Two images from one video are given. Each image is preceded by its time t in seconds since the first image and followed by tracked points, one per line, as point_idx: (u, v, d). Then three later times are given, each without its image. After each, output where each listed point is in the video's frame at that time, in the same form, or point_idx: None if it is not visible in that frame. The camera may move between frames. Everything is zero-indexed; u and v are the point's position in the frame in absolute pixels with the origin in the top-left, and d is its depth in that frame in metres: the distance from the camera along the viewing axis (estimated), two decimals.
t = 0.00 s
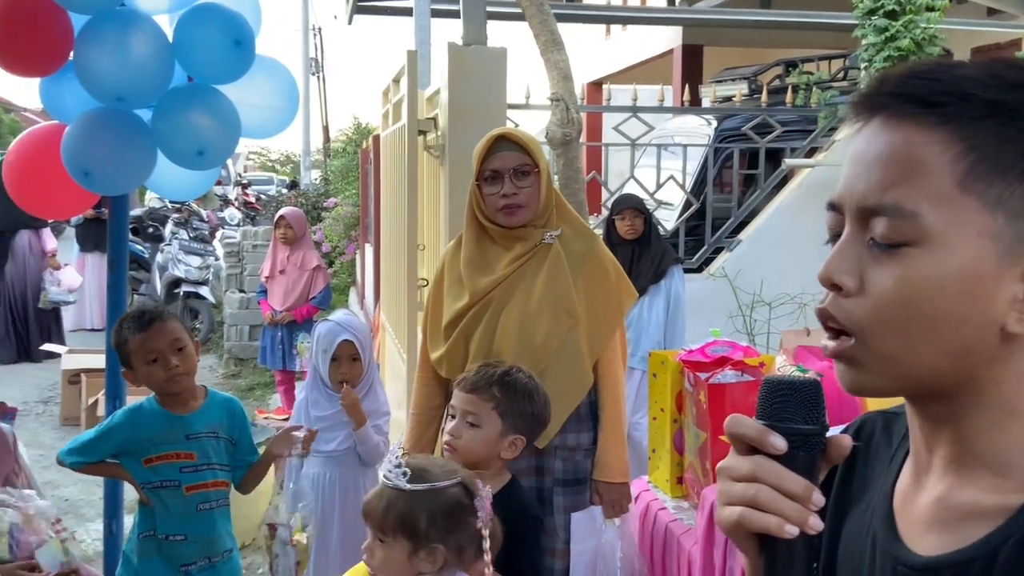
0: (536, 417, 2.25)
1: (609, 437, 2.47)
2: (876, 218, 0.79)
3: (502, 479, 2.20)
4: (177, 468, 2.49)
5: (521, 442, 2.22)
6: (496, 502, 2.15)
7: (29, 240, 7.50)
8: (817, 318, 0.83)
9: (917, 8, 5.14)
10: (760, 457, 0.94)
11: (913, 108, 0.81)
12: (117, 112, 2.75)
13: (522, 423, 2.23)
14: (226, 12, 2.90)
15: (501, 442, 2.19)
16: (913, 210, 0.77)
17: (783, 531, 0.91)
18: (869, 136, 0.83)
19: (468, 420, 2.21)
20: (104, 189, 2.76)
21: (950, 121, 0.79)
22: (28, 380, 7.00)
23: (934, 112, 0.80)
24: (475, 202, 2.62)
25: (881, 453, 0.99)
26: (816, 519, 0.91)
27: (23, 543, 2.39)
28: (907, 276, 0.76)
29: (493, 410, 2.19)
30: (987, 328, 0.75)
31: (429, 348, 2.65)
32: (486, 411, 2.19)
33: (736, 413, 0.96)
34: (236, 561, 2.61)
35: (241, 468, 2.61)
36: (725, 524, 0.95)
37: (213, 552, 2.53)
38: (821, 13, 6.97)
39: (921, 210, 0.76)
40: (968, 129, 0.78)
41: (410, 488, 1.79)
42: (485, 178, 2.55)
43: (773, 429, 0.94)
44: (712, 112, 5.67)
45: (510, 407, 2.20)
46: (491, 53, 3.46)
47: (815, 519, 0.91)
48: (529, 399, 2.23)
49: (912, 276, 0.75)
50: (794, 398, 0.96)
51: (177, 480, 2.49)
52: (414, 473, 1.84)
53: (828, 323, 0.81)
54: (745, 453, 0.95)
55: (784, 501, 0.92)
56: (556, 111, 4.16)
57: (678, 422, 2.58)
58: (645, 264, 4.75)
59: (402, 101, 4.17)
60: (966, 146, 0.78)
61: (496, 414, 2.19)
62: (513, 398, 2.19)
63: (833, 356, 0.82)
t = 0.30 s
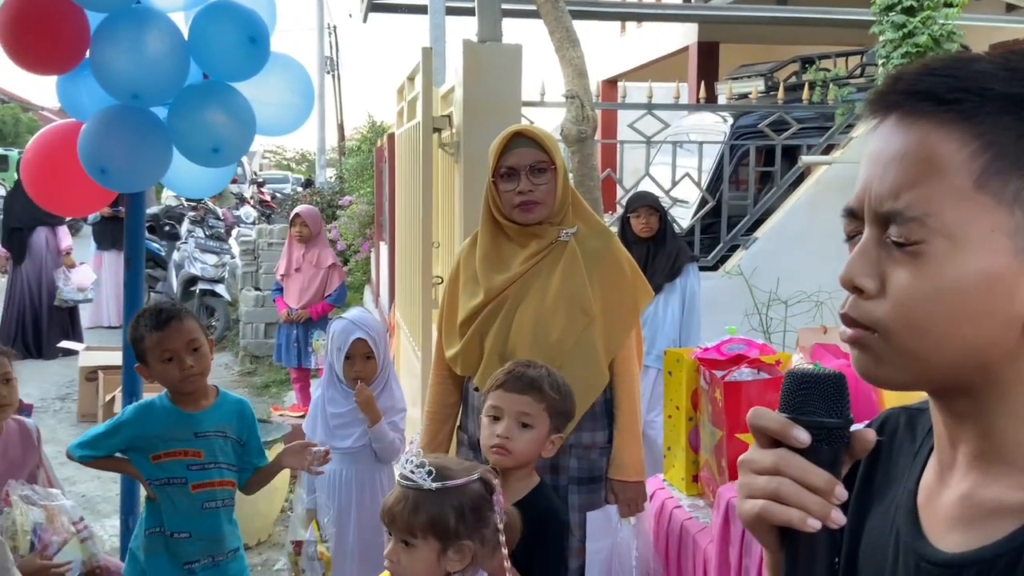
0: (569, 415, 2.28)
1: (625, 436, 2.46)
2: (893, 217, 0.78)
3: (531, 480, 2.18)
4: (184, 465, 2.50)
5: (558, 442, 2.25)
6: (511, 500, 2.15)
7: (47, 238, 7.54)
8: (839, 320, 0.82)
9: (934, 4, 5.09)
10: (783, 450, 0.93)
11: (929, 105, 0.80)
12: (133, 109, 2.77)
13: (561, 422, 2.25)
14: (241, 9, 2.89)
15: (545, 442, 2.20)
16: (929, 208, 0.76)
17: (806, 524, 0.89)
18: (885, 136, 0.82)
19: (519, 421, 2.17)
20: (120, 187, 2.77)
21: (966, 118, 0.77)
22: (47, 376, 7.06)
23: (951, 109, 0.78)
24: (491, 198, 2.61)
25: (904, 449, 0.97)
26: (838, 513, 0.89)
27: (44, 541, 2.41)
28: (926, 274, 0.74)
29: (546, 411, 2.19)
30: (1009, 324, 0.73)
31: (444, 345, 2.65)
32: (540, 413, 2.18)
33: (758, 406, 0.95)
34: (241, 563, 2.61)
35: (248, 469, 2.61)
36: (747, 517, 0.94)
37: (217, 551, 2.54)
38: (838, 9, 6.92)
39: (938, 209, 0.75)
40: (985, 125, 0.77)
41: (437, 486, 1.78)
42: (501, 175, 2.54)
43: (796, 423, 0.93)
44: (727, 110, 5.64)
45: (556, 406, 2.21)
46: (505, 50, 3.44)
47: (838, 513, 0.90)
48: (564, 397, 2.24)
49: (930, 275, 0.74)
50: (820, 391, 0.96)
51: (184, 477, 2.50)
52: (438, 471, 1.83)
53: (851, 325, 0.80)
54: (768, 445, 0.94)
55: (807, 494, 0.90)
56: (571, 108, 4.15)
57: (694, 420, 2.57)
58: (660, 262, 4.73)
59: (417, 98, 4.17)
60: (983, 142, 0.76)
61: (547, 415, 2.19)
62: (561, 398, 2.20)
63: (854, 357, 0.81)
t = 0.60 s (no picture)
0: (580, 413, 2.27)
1: (635, 437, 2.46)
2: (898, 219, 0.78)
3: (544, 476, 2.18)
4: (191, 466, 2.51)
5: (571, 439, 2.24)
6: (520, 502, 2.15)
7: (56, 239, 7.57)
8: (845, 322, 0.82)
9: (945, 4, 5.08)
10: (789, 454, 0.93)
11: (934, 108, 0.80)
12: (144, 111, 2.78)
13: (573, 420, 2.24)
14: (252, 11, 2.91)
15: (560, 439, 2.20)
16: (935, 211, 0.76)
17: (811, 528, 0.90)
18: (890, 138, 0.82)
19: (535, 420, 2.16)
20: (131, 188, 2.78)
21: (972, 120, 0.77)
22: (58, 377, 7.09)
23: (956, 112, 0.78)
24: (501, 200, 2.61)
25: (912, 452, 0.97)
26: (844, 517, 0.89)
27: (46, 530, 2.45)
28: (932, 276, 0.74)
29: (558, 410, 2.18)
30: (1016, 326, 0.73)
31: (454, 347, 2.65)
32: (553, 413, 2.17)
33: (764, 410, 0.95)
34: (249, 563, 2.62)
35: (255, 468, 2.62)
36: (752, 521, 0.94)
37: (223, 551, 2.55)
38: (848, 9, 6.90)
39: (944, 211, 0.75)
40: (991, 127, 0.77)
41: (427, 489, 1.81)
42: (511, 176, 2.55)
43: (801, 427, 0.93)
44: (737, 110, 5.63)
45: (568, 403, 2.20)
46: (514, 51, 3.45)
47: (844, 517, 0.90)
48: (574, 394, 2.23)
49: (936, 277, 0.74)
50: (825, 395, 0.96)
51: (191, 477, 2.51)
52: (428, 473, 1.87)
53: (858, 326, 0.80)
54: (774, 449, 0.94)
55: (812, 497, 0.90)
56: (580, 109, 4.15)
57: (703, 421, 2.56)
58: (670, 263, 4.72)
59: (426, 99, 4.18)
60: (989, 145, 0.76)
61: (559, 413, 2.18)
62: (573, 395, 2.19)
63: (861, 360, 0.81)
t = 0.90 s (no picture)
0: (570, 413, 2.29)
1: (640, 441, 2.45)
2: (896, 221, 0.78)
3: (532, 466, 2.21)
4: (197, 468, 2.52)
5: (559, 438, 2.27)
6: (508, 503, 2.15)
7: (63, 242, 7.62)
8: (844, 324, 0.82)
9: (951, 5, 5.07)
10: (785, 459, 0.93)
11: (934, 111, 0.80)
12: (149, 114, 2.79)
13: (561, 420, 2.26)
14: (258, 15, 2.92)
15: (546, 440, 2.23)
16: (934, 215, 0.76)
17: (808, 533, 0.90)
18: (889, 142, 0.82)
19: (518, 426, 2.19)
20: (136, 191, 2.80)
21: (972, 124, 0.77)
22: (64, 379, 7.11)
23: (955, 115, 0.78)
24: (507, 202, 2.62)
25: (913, 456, 0.97)
26: (842, 522, 0.89)
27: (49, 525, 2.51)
28: (929, 278, 0.74)
29: (542, 413, 2.21)
30: (1013, 330, 0.73)
31: (460, 349, 2.66)
32: (536, 418, 2.20)
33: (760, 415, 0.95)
34: (258, 565, 2.62)
35: (261, 469, 2.62)
36: (750, 526, 0.94)
37: (232, 553, 2.55)
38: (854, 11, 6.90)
39: (943, 214, 0.75)
40: (989, 131, 0.77)
41: (421, 493, 1.81)
42: (517, 179, 2.55)
43: (798, 431, 0.93)
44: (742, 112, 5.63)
45: (553, 406, 2.22)
46: (519, 54, 3.46)
47: (841, 522, 0.90)
48: (562, 395, 2.25)
49: (932, 279, 0.74)
50: (819, 400, 0.96)
51: (197, 480, 2.52)
52: (420, 478, 1.85)
53: (856, 328, 0.81)
54: (771, 455, 0.94)
55: (810, 503, 0.90)
56: (585, 111, 4.15)
57: (708, 424, 2.56)
58: (674, 265, 4.72)
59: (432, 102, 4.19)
60: (988, 149, 0.76)
61: (543, 417, 2.21)
62: (557, 398, 2.22)
63: (858, 362, 0.81)
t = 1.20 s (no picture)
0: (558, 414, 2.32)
1: (644, 444, 2.46)
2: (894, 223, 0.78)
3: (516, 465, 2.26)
4: (200, 471, 2.52)
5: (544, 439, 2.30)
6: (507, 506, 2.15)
7: (67, 245, 7.60)
8: (840, 325, 0.83)
9: (953, 6, 5.07)
10: (781, 463, 0.93)
11: (931, 113, 0.80)
12: (153, 118, 2.80)
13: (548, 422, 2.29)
14: (262, 19, 2.92)
15: (531, 442, 2.26)
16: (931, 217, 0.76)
17: (804, 537, 0.90)
18: (887, 143, 0.82)
19: (503, 426, 2.22)
20: (140, 195, 2.81)
21: (969, 126, 0.78)
22: (68, 382, 7.12)
23: (952, 118, 0.79)
24: (511, 205, 2.62)
25: (911, 458, 0.98)
26: (837, 525, 0.90)
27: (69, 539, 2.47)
28: (926, 280, 0.75)
29: (529, 415, 2.24)
30: (1009, 334, 0.74)
31: (464, 352, 2.66)
32: (523, 419, 2.23)
33: (756, 419, 0.96)
34: (262, 566, 2.63)
35: (263, 470, 2.63)
36: (747, 531, 0.95)
37: (235, 555, 2.55)
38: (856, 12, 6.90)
39: (940, 217, 0.76)
40: (986, 134, 0.77)
41: (436, 497, 1.82)
42: (521, 182, 2.56)
43: (793, 435, 0.94)
44: (744, 114, 5.63)
45: (542, 408, 2.25)
46: (522, 56, 3.46)
47: (837, 525, 0.90)
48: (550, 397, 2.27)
49: (929, 282, 0.75)
50: (815, 404, 0.96)
51: (200, 482, 2.52)
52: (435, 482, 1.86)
53: (852, 329, 0.81)
54: (766, 458, 0.95)
55: (806, 506, 0.91)
56: (588, 114, 4.15)
57: (711, 425, 2.56)
58: (678, 267, 4.72)
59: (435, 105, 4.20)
60: (985, 151, 0.77)
61: (530, 419, 2.24)
62: (545, 401, 2.24)
63: (854, 364, 0.81)
